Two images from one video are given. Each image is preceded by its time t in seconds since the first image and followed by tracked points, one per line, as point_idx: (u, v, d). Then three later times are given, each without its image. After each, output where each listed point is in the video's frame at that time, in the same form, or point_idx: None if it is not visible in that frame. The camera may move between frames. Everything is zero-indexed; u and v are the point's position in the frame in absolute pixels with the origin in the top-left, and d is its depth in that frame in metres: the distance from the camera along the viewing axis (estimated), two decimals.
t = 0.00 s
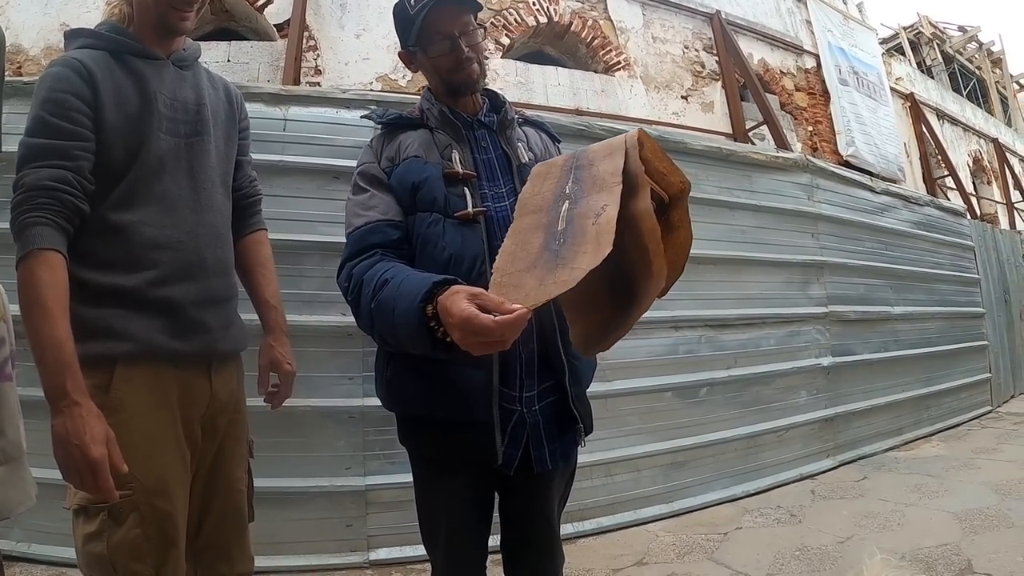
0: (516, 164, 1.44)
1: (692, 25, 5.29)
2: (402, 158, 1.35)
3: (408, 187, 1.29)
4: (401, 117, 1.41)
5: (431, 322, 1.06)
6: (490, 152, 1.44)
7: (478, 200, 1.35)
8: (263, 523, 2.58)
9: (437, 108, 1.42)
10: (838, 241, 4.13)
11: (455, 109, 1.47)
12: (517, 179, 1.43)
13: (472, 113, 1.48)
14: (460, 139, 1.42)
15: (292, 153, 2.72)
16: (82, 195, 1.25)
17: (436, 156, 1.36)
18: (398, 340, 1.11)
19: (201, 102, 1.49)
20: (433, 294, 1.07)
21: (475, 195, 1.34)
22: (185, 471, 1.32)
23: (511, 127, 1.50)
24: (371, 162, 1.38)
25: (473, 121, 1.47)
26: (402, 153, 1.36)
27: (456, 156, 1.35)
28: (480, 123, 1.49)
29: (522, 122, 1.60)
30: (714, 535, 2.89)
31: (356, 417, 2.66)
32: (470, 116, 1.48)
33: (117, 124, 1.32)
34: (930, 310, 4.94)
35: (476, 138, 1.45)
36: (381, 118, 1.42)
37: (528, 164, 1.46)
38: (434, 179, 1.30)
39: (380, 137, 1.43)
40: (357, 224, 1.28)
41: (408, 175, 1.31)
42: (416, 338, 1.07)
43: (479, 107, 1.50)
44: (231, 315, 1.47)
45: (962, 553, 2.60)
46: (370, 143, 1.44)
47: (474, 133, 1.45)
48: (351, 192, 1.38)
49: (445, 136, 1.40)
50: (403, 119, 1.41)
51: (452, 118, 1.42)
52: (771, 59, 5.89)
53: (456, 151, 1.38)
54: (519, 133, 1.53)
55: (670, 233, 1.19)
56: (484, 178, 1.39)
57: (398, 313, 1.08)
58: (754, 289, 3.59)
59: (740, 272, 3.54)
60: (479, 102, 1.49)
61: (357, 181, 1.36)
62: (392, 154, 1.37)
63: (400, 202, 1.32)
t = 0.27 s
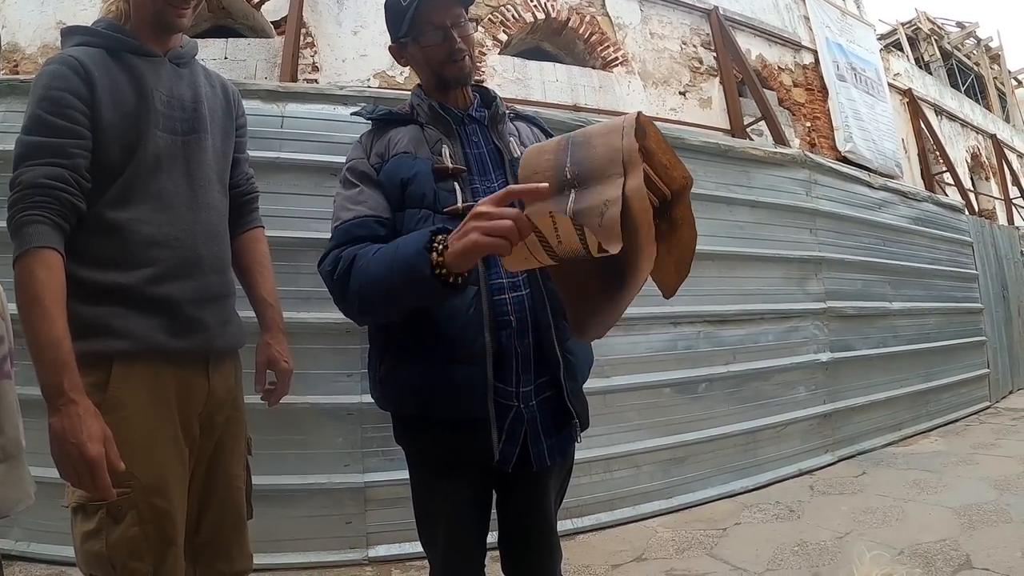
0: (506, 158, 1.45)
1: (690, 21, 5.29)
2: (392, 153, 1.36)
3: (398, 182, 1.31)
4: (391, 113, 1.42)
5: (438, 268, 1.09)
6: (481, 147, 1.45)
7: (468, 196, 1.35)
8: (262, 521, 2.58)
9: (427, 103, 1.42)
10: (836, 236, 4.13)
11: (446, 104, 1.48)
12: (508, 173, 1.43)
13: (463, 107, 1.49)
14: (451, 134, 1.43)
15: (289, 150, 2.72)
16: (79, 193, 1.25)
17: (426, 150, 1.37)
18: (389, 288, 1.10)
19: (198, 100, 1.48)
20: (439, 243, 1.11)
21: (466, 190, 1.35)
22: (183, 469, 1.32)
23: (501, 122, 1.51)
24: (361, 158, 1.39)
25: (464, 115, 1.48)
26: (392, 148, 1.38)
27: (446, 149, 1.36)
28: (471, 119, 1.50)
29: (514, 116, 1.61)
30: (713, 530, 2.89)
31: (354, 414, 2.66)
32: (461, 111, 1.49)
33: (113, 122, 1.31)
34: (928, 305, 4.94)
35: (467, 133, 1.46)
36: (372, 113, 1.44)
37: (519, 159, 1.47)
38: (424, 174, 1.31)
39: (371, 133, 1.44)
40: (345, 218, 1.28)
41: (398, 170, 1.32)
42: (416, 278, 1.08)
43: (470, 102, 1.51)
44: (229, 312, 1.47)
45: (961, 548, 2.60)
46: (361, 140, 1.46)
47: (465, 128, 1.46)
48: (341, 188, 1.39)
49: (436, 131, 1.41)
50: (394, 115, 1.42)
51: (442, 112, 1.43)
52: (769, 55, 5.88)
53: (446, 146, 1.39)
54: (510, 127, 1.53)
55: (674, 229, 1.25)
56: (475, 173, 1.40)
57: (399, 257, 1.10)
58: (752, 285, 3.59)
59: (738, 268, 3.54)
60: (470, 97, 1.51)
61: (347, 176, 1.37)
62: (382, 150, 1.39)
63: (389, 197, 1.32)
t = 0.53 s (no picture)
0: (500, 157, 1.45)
1: (689, 22, 5.29)
2: (385, 150, 1.38)
3: (391, 178, 1.32)
4: (386, 111, 1.43)
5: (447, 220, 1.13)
6: (475, 146, 1.46)
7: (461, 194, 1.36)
8: (257, 520, 2.58)
9: (422, 102, 1.43)
10: (834, 238, 4.14)
11: (441, 103, 1.49)
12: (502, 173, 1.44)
13: (458, 106, 1.49)
14: (446, 133, 1.43)
15: (287, 149, 2.72)
16: (75, 191, 1.24)
17: (420, 148, 1.38)
18: (397, 250, 1.14)
19: (195, 98, 1.48)
20: (446, 198, 1.16)
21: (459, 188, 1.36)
22: (178, 468, 1.32)
23: (496, 121, 1.51)
24: (356, 154, 1.41)
25: (459, 114, 1.48)
26: (385, 146, 1.39)
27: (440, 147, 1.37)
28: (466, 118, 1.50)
29: (510, 116, 1.61)
30: (709, 531, 2.89)
31: (351, 413, 2.66)
32: (456, 110, 1.49)
33: (110, 119, 1.31)
34: (925, 307, 4.95)
35: (461, 132, 1.46)
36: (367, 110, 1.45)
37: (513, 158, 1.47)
38: (417, 170, 1.31)
39: (366, 130, 1.46)
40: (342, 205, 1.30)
41: (392, 166, 1.33)
42: (424, 236, 1.13)
43: (464, 101, 1.51)
44: (225, 311, 1.46)
45: (957, 550, 2.60)
46: (356, 135, 1.47)
47: (459, 126, 1.47)
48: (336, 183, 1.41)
49: (430, 130, 1.41)
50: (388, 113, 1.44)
51: (436, 111, 1.43)
52: (768, 56, 5.89)
53: (440, 145, 1.40)
54: (505, 126, 1.54)
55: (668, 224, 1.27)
56: (469, 171, 1.41)
57: (407, 215, 1.14)
58: (749, 286, 3.59)
59: (736, 269, 3.54)
60: (465, 97, 1.51)
61: (340, 172, 1.39)
62: (376, 147, 1.41)
63: (383, 191, 1.34)
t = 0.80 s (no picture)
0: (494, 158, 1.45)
1: (686, 24, 5.30)
2: (379, 150, 1.38)
3: (383, 177, 1.32)
4: (380, 111, 1.43)
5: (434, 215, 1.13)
6: (469, 146, 1.45)
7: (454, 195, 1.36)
8: (251, 521, 2.57)
9: (416, 102, 1.43)
10: (829, 241, 4.15)
11: (436, 103, 1.49)
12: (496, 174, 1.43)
13: (453, 106, 1.49)
14: (440, 133, 1.43)
15: (282, 149, 2.71)
16: (68, 189, 1.24)
17: (413, 148, 1.38)
18: (385, 247, 1.15)
19: (188, 97, 1.48)
20: (435, 194, 1.15)
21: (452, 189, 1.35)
22: (170, 469, 1.31)
23: (491, 122, 1.51)
24: (350, 154, 1.42)
25: (453, 115, 1.48)
26: (378, 145, 1.39)
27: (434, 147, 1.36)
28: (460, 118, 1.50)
29: (505, 116, 1.61)
30: (704, 534, 2.89)
31: (345, 414, 2.65)
32: (451, 110, 1.49)
33: (102, 118, 1.31)
34: (920, 310, 4.96)
35: (455, 133, 1.46)
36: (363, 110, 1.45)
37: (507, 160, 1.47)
38: (410, 170, 1.31)
39: (361, 129, 1.46)
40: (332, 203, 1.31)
41: (384, 165, 1.33)
42: (412, 232, 1.13)
43: (459, 101, 1.51)
44: (218, 311, 1.45)
45: (951, 552, 2.61)
46: (352, 135, 1.48)
47: (454, 127, 1.47)
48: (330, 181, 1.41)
49: (424, 130, 1.41)
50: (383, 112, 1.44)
51: (430, 111, 1.43)
52: (764, 59, 5.90)
53: (434, 145, 1.40)
54: (500, 127, 1.53)
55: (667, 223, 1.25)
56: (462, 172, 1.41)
57: (395, 212, 1.14)
58: (745, 288, 3.60)
59: (732, 271, 3.55)
60: (460, 97, 1.51)
61: (334, 170, 1.39)
62: (370, 147, 1.41)
63: (376, 190, 1.34)
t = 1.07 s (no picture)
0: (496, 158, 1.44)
1: (687, 24, 5.30)
2: (380, 150, 1.38)
3: (384, 178, 1.32)
4: (383, 112, 1.44)
5: (432, 214, 1.14)
6: (471, 147, 1.45)
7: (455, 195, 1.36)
8: (252, 522, 2.57)
9: (418, 102, 1.43)
10: (831, 240, 4.14)
11: (439, 104, 1.49)
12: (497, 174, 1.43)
13: (455, 107, 1.49)
14: (441, 133, 1.43)
15: (284, 150, 2.71)
16: (69, 190, 1.24)
17: (414, 148, 1.38)
18: (383, 246, 1.15)
19: (190, 97, 1.48)
20: (433, 195, 1.16)
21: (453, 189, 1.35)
22: (171, 470, 1.31)
23: (494, 122, 1.50)
24: (351, 155, 1.42)
25: (455, 115, 1.48)
26: (380, 145, 1.39)
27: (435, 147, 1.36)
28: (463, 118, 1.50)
29: (508, 116, 1.60)
30: (706, 534, 2.89)
31: (347, 415, 2.65)
32: (453, 111, 1.49)
33: (103, 119, 1.31)
34: (923, 310, 4.95)
35: (458, 133, 1.46)
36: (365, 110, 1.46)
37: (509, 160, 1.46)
38: (410, 170, 1.31)
39: (363, 130, 1.46)
40: (333, 202, 1.31)
41: (385, 166, 1.33)
42: (409, 232, 1.13)
43: (462, 101, 1.51)
44: (218, 312, 1.45)
45: (955, 553, 2.60)
46: (353, 136, 1.48)
47: (456, 128, 1.47)
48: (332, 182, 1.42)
49: (426, 130, 1.42)
50: (385, 113, 1.44)
51: (432, 112, 1.43)
52: (766, 59, 5.90)
53: (435, 145, 1.40)
54: (503, 127, 1.53)
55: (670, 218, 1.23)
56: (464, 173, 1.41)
57: (392, 212, 1.14)
58: (747, 288, 3.59)
59: (734, 271, 3.54)
60: (463, 97, 1.51)
61: (336, 171, 1.40)
62: (371, 147, 1.41)
63: (377, 190, 1.34)
